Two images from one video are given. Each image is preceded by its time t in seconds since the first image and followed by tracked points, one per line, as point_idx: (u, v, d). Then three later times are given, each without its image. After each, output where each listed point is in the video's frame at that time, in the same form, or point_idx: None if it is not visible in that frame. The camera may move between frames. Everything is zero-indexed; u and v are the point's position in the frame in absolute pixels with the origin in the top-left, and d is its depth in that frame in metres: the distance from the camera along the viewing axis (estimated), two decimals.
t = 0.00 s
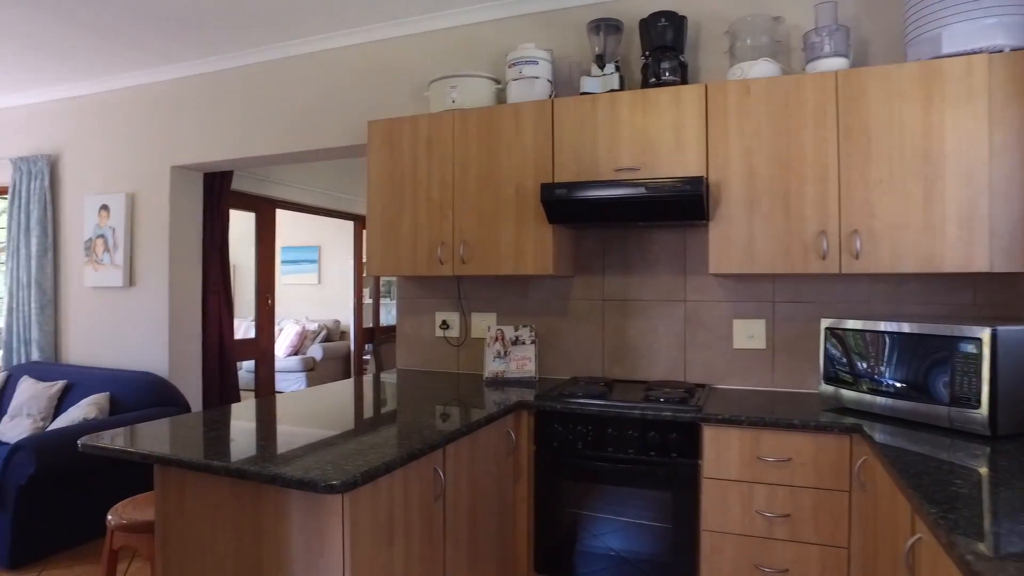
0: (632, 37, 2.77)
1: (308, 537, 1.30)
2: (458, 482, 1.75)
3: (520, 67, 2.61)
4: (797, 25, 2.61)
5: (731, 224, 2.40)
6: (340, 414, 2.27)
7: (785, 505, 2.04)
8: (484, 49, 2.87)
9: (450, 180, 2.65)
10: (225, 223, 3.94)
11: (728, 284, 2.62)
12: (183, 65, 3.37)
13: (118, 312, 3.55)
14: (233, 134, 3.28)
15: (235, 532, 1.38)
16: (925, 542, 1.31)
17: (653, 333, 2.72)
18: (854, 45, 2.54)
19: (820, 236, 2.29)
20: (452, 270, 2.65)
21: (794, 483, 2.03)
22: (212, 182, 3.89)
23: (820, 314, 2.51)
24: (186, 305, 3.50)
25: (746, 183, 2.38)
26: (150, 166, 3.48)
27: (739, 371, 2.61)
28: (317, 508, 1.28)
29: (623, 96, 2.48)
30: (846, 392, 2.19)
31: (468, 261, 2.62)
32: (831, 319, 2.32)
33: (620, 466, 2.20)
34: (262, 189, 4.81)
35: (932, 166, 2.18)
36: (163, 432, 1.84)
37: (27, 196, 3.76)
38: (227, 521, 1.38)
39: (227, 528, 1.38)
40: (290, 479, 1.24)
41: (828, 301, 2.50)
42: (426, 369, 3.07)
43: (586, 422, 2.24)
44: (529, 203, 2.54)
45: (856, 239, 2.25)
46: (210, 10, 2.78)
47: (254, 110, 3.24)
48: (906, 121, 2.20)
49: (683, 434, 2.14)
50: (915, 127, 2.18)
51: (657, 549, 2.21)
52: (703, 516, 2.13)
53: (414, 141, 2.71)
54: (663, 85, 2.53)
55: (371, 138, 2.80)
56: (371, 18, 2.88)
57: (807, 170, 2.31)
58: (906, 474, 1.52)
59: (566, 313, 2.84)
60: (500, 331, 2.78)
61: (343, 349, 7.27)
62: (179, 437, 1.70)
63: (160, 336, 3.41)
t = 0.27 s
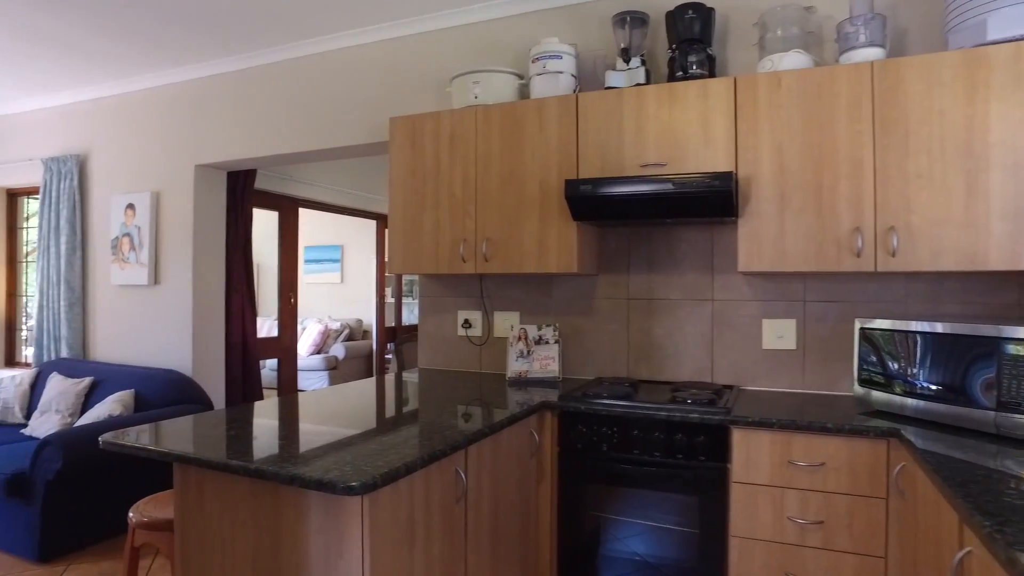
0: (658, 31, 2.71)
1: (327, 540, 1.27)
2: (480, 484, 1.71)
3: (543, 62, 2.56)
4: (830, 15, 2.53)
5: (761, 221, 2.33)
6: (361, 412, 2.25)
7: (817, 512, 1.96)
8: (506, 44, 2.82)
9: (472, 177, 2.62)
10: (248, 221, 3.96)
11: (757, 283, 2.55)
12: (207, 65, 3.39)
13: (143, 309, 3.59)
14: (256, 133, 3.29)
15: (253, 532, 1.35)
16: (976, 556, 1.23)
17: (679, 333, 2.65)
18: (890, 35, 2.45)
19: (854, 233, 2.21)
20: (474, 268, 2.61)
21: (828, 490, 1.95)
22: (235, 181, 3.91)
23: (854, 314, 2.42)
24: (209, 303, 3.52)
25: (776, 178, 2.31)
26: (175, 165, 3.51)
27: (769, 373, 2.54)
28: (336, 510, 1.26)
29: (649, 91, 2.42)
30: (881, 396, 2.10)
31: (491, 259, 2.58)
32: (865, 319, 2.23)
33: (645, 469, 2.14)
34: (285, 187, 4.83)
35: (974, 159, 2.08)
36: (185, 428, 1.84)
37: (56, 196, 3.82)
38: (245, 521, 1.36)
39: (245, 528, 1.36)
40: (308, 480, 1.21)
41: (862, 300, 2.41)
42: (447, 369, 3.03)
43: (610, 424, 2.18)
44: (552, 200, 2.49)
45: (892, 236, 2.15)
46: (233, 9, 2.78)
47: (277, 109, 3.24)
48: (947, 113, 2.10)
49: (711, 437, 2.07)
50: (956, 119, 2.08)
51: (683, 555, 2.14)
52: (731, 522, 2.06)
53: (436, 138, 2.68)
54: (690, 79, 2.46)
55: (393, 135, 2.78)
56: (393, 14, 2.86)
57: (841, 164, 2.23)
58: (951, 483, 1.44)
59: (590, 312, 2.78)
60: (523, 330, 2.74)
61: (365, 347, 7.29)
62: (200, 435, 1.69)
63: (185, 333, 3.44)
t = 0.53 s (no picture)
0: (683, 24, 2.64)
1: (345, 543, 1.24)
2: (501, 487, 1.67)
3: (566, 57, 2.52)
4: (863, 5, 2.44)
5: (790, 217, 2.25)
6: (380, 412, 2.22)
7: (850, 519, 1.89)
8: (528, 39, 2.77)
9: (493, 174, 2.58)
10: (268, 220, 3.96)
11: (785, 281, 2.47)
12: (227, 63, 3.39)
13: (165, 308, 3.61)
14: (277, 131, 3.29)
15: (270, 534, 1.33)
16: None
17: (704, 333, 2.59)
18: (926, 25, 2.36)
19: (888, 230, 2.12)
20: (495, 266, 2.57)
21: (861, 496, 1.87)
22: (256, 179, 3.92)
23: (887, 315, 2.34)
24: (230, 301, 3.53)
25: (807, 173, 2.23)
26: (196, 164, 3.53)
27: (797, 375, 2.46)
28: (355, 512, 1.22)
29: (674, 85, 2.35)
30: (914, 399, 2.01)
31: (512, 257, 2.54)
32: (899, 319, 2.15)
33: (670, 472, 2.07)
34: (305, 186, 4.84)
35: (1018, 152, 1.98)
36: (204, 426, 1.82)
37: (81, 195, 3.86)
38: (262, 522, 1.34)
39: (263, 529, 1.34)
40: (327, 482, 1.18)
41: (896, 300, 2.32)
42: (466, 368, 3.00)
43: (634, 426, 2.12)
44: (574, 197, 2.44)
45: (929, 233, 2.06)
46: (253, 7, 2.78)
47: (297, 107, 3.23)
48: (988, 104, 2.00)
49: (739, 441, 2.00)
50: (998, 110, 1.99)
51: (708, 562, 2.08)
52: (759, 529, 1.99)
53: (456, 134, 2.64)
54: (716, 72, 2.40)
55: (413, 132, 2.75)
56: (414, 10, 2.83)
57: (875, 158, 2.14)
58: (998, 492, 1.36)
59: (612, 312, 2.73)
60: (544, 330, 2.69)
61: (384, 347, 7.31)
62: (218, 433, 1.67)
63: (205, 332, 3.45)
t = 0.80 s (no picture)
0: (712, 17, 2.56)
1: (364, 551, 1.20)
2: (525, 493, 1.62)
3: (591, 52, 2.46)
4: None
5: (825, 215, 2.14)
6: (400, 413, 2.18)
7: (889, 532, 1.79)
8: (551, 34, 2.72)
9: (516, 172, 2.53)
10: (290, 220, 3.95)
11: (818, 282, 2.38)
12: (249, 62, 3.39)
13: (188, 307, 3.62)
14: (298, 130, 3.27)
15: (289, 540, 1.29)
16: None
17: (732, 335, 2.51)
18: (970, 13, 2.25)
19: (930, 229, 2.01)
20: (518, 266, 2.52)
21: (901, 507, 1.77)
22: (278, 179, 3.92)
23: (926, 317, 2.23)
24: (251, 300, 3.53)
25: (842, 169, 2.12)
26: (218, 164, 3.53)
27: (830, 379, 2.37)
28: (375, 520, 1.18)
29: (703, 79, 2.28)
30: (948, 403, 1.93)
31: (535, 257, 2.49)
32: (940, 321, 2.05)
33: (698, 479, 2.00)
34: (326, 185, 4.86)
35: None
36: (224, 426, 1.80)
37: (106, 195, 3.90)
38: (280, 528, 1.30)
39: (281, 535, 1.31)
40: (345, 488, 1.14)
41: (936, 301, 2.22)
42: (488, 369, 2.95)
43: (661, 431, 2.05)
44: (600, 195, 2.38)
45: (974, 232, 1.94)
46: (274, 5, 2.76)
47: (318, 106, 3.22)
48: None
49: (771, 447, 1.92)
50: None
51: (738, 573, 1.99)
52: (792, 539, 1.90)
53: (479, 131, 2.60)
54: (746, 66, 2.31)
55: (435, 129, 2.71)
56: (435, 6, 2.79)
57: (915, 153, 2.03)
58: None
59: (637, 312, 2.66)
60: (568, 331, 2.63)
61: (405, 347, 7.30)
62: (238, 434, 1.64)
63: (227, 331, 3.45)
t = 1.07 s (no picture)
0: (742, 8, 2.47)
1: (383, 561, 1.16)
2: (549, 500, 1.57)
3: (616, 46, 2.39)
4: None
5: (863, 213, 2.04)
6: (421, 416, 2.14)
7: (934, 547, 1.67)
8: (575, 29, 2.65)
9: (540, 170, 2.48)
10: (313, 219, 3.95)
11: (854, 283, 2.29)
12: (272, 62, 3.39)
13: (211, 307, 3.63)
14: (320, 129, 3.26)
15: (307, 547, 1.26)
16: None
17: (763, 337, 2.42)
18: None
19: (976, 227, 1.89)
20: (542, 265, 2.47)
21: (948, 521, 1.65)
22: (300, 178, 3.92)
23: (970, 320, 2.12)
24: (273, 300, 3.53)
25: (881, 165, 2.01)
26: (240, 164, 3.54)
27: (867, 384, 2.27)
28: (394, 529, 1.14)
29: (733, 72, 2.19)
30: (989, 408, 1.87)
31: (560, 257, 2.43)
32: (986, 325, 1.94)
33: (729, 488, 1.92)
34: (348, 185, 4.87)
35: None
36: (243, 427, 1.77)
37: (132, 196, 3.94)
38: (298, 535, 1.27)
39: (298, 542, 1.27)
40: (364, 496, 1.10)
41: (981, 304, 2.11)
42: (509, 371, 2.90)
43: (690, 437, 1.97)
44: (626, 193, 2.32)
45: None
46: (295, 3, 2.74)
47: (340, 104, 3.20)
48: None
49: (805, 455, 1.82)
50: None
51: None
52: (827, 552, 1.79)
53: (502, 129, 2.55)
54: (778, 59, 2.22)
55: (457, 127, 2.66)
56: (457, 2, 2.74)
57: (960, 147, 1.92)
58: None
59: (664, 314, 2.59)
60: (593, 332, 2.57)
61: (427, 347, 7.30)
62: (257, 437, 1.62)
63: (248, 330, 3.46)
